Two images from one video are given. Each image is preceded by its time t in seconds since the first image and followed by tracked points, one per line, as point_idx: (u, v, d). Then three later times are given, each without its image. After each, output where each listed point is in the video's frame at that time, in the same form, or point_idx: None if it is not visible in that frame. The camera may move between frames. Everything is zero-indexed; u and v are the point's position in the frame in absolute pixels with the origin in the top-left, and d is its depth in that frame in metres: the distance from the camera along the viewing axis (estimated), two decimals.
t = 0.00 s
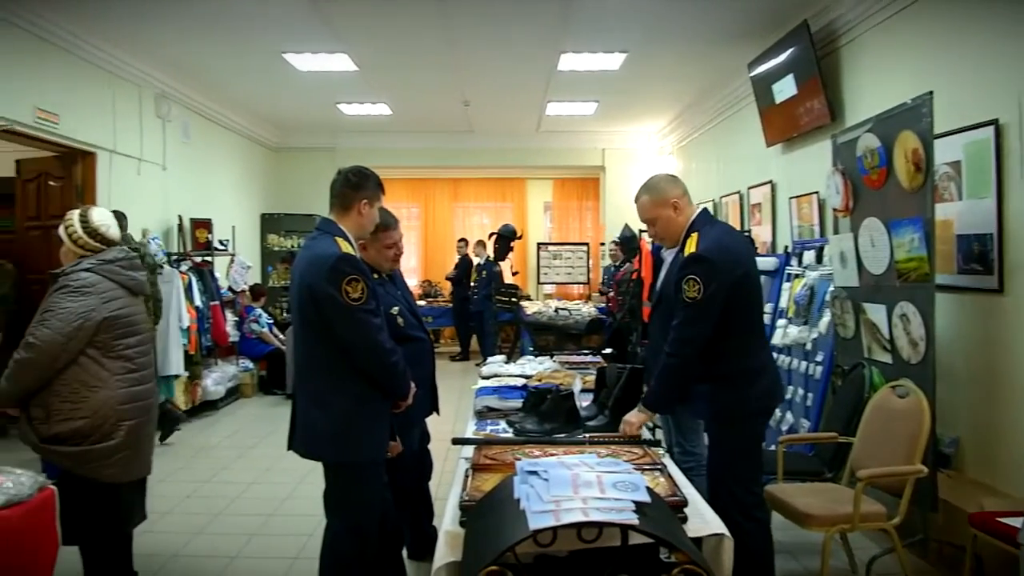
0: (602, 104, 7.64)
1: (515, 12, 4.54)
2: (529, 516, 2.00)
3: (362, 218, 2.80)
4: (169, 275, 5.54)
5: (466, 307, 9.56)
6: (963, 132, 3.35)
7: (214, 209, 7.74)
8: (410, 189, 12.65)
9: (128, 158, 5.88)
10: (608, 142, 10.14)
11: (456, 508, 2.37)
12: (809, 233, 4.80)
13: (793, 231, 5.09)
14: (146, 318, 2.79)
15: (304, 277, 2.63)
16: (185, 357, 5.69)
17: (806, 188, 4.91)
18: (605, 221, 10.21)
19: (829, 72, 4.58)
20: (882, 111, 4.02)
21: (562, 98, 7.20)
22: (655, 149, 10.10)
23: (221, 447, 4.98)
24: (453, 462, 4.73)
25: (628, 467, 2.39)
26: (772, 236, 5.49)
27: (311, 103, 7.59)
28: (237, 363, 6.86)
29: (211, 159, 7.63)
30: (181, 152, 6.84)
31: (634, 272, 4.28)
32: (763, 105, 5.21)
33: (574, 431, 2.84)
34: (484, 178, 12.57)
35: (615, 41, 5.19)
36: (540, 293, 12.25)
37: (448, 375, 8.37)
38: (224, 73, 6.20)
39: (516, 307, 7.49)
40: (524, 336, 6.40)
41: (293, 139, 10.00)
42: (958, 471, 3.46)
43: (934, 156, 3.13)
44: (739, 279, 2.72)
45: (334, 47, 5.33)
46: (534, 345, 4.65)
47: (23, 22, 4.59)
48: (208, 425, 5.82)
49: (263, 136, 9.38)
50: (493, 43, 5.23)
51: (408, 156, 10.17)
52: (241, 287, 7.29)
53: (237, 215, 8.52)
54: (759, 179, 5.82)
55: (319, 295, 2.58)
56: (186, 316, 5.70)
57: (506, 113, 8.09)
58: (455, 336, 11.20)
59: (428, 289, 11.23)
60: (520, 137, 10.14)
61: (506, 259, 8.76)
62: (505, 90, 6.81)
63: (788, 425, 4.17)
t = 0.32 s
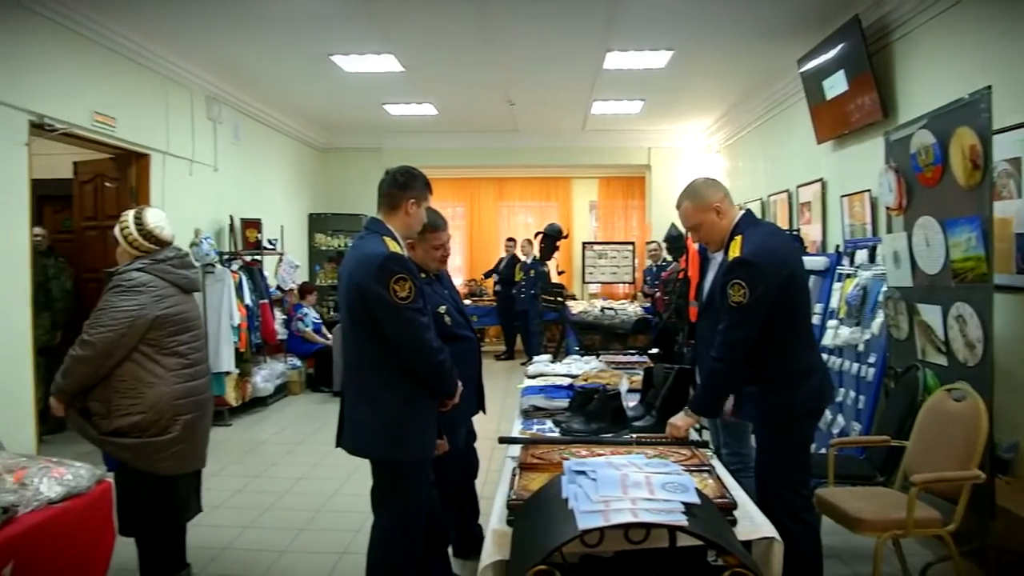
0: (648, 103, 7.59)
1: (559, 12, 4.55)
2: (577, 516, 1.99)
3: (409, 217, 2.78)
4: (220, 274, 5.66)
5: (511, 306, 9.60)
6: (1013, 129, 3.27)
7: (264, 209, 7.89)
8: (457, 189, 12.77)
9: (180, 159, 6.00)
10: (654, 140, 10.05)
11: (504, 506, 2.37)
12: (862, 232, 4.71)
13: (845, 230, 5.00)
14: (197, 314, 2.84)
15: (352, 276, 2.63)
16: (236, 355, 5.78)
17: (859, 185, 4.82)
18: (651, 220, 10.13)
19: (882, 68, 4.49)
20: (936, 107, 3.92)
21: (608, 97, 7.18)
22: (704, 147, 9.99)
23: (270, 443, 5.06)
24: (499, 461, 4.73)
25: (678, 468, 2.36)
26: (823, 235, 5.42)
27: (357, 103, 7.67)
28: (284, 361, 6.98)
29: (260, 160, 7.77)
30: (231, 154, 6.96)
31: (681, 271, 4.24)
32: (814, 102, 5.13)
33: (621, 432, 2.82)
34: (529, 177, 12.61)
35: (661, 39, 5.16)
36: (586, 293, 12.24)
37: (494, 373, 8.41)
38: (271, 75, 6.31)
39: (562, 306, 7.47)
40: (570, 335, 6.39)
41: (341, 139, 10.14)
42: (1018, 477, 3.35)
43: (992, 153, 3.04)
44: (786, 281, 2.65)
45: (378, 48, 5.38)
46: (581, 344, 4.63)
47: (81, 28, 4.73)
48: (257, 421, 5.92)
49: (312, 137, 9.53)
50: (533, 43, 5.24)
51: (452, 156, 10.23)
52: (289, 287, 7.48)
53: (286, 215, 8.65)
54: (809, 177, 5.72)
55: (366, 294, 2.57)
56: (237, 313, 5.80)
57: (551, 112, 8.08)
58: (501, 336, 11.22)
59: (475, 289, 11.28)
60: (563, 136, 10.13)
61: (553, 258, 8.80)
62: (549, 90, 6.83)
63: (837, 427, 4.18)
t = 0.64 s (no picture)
0: (698, 101, 7.53)
1: (609, 10, 4.54)
2: (630, 515, 1.96)
3: (460, 217, 2.79)
4: (273, 273, 5.74)
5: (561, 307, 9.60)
6: None
7: (315, 209, 8.02)
8: (505, 188, 12.89)
9: (235, 160, 6.13)
10: (705, 138, 9.95)
11: (554, 505, 2.36)
12: (919, 231, 4.61)
13: (901, 228, 4.91)
14: (251, 314, 2.89)
15: (404, 275, 2.64)
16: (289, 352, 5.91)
17: (916, 183, 4.71)
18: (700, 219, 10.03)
19: (940, 61, 4.38)
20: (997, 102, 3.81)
21: (658, 95, 7.14)
22: (756, 146, 9.87)
23: (322, 440, 5.14)
24: (550, 460, 4.73)
25: (731, 470, 2.32)
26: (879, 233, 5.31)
27: (405, 104, 7.74)
28: (335, 360, 7.10)
29: (312, 161, 7.90)
30: (284, 154, 7.08)
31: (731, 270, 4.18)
32: (869, 98, 5.03)
33: (672, 432, 2.80)
34: (577, 176, 12.64)
35: (711, 37, 5.13)
36: (634, 293, 12.23)
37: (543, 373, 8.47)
38: (323, 77, 6.40)
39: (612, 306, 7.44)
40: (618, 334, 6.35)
41: (391, 140, 10.26)
42: None
43: None
44: (841, 282, 2.58)
45: (427, 48, 5.43)
46: (634, 344, 4.62)
47: (138, 34, 4.86)
48: (309, 418, 6.02)
49: (361, 138, 9.67)
50: (577, 42, 5.24)
51: (498, 156, 10.28)
52: (340, 285, 7.57)
53: (337, 215, 8.77)
54: (864, 174, 5.61)
55: (418, 292, 2.58)
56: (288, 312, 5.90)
57: (600, 111, 8.07)
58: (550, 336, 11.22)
59: (524, 289, 11.32)
60: (611, 136, 10.09)
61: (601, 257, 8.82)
62: (598, 89, 6.83)
63: (893, 431, 4.09)
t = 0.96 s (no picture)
0: (749, 98, 7.44)
1: (658, 8, 4.52)
2: (683, 517, 1.93)
3: (511, 216, 2.78)
4: (324, 272, 5.80)
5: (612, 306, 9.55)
6: None
7: (366, 209, 8.13)
8: (554, 187, 12.93)
9: (287, 161, 6.25)
10: (758, 136, 9.82)
11: (605, 506, 2.34)
12: (979, 230, 4.51)
13: (960, 227, 4.80)
14: (307, 312, 2.93)
15: (455, 274, 2.65)
16: (338, 350, 6.01)
17: (976, 180, 4.61)
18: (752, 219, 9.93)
19: (1004, 53, 4.25)
20: None
21: (708, 92, 7.07)
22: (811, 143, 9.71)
23: (372, 437, 5.20)
24: (601, 460, 4.72)
25: (786, 473, 2.26)
26: (937, 233, 5.20)
27: (455, 104, 7.79)
28: (385, 358, 7.20)
29: (363, 161, 8.00)
30: (335, 155, 7.18)
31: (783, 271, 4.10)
32: (928, 94, 4.92)
33: (725, 433, 2.76)
34: (626, 175, 12.62)
35: (765, 34, 5.07)
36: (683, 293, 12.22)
37: (591, 372, 8.50)
38: (373, 77, 6.48)
39: (661, 306, 7.38)
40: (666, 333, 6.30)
41: (440, 140, 10.34)
42: None
43: None
44: (901, 282, 2.51)
45: (475, 48, 5.45)
46: (681, 342, 4.62)
47: (194, 38, 4.97)
48: (358, 415, 6.10)
49: (411, 138, 9.77)
50: (625, 40, 5.21)
51: (544, 155, 10.30)
52: (391, 284, 7.71)
53: (386, 215, 8.87)
54: (922, 171, 5.49)
55: (469, 291, 2.59)
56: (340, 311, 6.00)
57: (649, 109, 8.02)
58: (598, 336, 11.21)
59: (573, 288, 11.33)
60: (661, 135, 10.03)
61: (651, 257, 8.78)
62: (648, 87, 6.80)
63: (952, 436, 4.02)
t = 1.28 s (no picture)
0: (798, 95, 7.34)
1: (704, 5, 4.49)
2: (734, 520, 1.89)
3: (556, 214, 2.78)
4: (371, 271, 5.87)
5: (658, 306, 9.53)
6: None
7: (412, 208, 8.21)
8: (599, 186, 12.95)
9: (335, 161, 6.33)
10: (807, 133, 9.69)
11: (653, 507, 2.32)
12: None
13: (1020, 226, 4.67)
14: (355, 311, 2.97)
15: (501, 274, 2.66)
16: (385, 349, 6.08)
17: None
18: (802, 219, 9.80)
19: None
20: None
21: (756, 90, 6.99)
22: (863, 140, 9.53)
23: (418, 435, 5.24)
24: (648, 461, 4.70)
25: (841, 476, 2.18)
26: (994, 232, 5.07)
27: (500, 103, 7.81)
28: (430, 357, 7.29)
29: (409, 161, 8.08)
30: (382, 155, 7.26)
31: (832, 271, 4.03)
32: (984, 89, 4.80)
33: (774, 435, 2.72)
34: (672, 174, 12.57)
35: (815, 30, 5.00)
36: (729, 292, 12.31)
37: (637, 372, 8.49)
38: (419, 77, 6.53)
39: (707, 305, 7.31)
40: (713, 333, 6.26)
41: (485, 140, 10.40)
42: None
43: None
44: (958, 283, 2.43)
45: (521, 47, 5.48)
46: (728, 341, 4.62)
47: (245, 41, 5.07)
48: (404, 413, 6.17)
49: (456, 138, 9.84)
50: (670, 37, 5.18)
51: (587, 155, 10.29)
52: (436, 284, 7.62)
53: (432, 214, 8.95)
54: (977, 168, 5.36)
55: (516, 290, 2.59)
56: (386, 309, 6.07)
57: (696, 107, 7.96)
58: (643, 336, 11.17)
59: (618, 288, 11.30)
60: (709, 133, 9.98)
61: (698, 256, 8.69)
62: (694, 85, 6.74)
63: (1012, 440, 3.92)
